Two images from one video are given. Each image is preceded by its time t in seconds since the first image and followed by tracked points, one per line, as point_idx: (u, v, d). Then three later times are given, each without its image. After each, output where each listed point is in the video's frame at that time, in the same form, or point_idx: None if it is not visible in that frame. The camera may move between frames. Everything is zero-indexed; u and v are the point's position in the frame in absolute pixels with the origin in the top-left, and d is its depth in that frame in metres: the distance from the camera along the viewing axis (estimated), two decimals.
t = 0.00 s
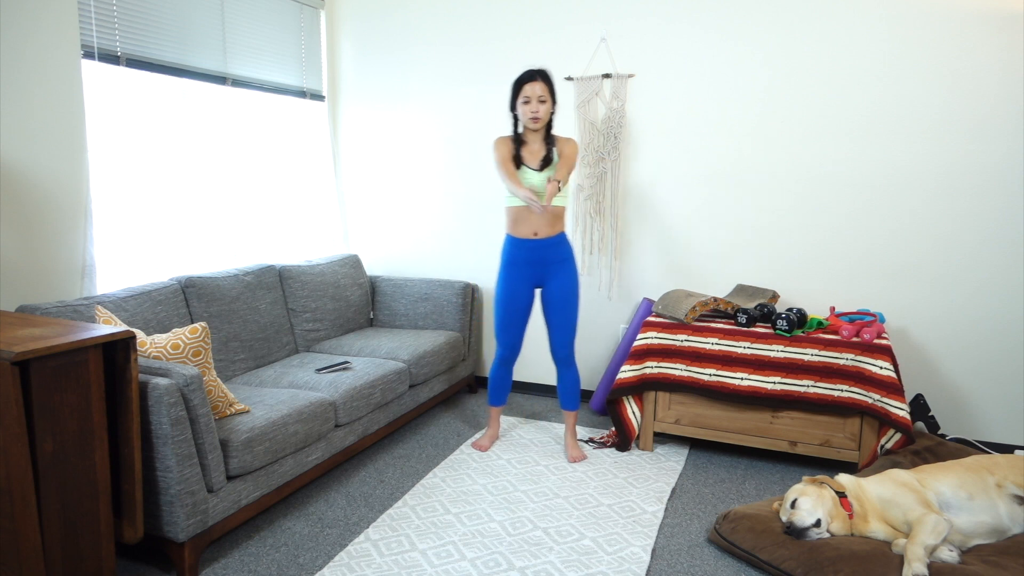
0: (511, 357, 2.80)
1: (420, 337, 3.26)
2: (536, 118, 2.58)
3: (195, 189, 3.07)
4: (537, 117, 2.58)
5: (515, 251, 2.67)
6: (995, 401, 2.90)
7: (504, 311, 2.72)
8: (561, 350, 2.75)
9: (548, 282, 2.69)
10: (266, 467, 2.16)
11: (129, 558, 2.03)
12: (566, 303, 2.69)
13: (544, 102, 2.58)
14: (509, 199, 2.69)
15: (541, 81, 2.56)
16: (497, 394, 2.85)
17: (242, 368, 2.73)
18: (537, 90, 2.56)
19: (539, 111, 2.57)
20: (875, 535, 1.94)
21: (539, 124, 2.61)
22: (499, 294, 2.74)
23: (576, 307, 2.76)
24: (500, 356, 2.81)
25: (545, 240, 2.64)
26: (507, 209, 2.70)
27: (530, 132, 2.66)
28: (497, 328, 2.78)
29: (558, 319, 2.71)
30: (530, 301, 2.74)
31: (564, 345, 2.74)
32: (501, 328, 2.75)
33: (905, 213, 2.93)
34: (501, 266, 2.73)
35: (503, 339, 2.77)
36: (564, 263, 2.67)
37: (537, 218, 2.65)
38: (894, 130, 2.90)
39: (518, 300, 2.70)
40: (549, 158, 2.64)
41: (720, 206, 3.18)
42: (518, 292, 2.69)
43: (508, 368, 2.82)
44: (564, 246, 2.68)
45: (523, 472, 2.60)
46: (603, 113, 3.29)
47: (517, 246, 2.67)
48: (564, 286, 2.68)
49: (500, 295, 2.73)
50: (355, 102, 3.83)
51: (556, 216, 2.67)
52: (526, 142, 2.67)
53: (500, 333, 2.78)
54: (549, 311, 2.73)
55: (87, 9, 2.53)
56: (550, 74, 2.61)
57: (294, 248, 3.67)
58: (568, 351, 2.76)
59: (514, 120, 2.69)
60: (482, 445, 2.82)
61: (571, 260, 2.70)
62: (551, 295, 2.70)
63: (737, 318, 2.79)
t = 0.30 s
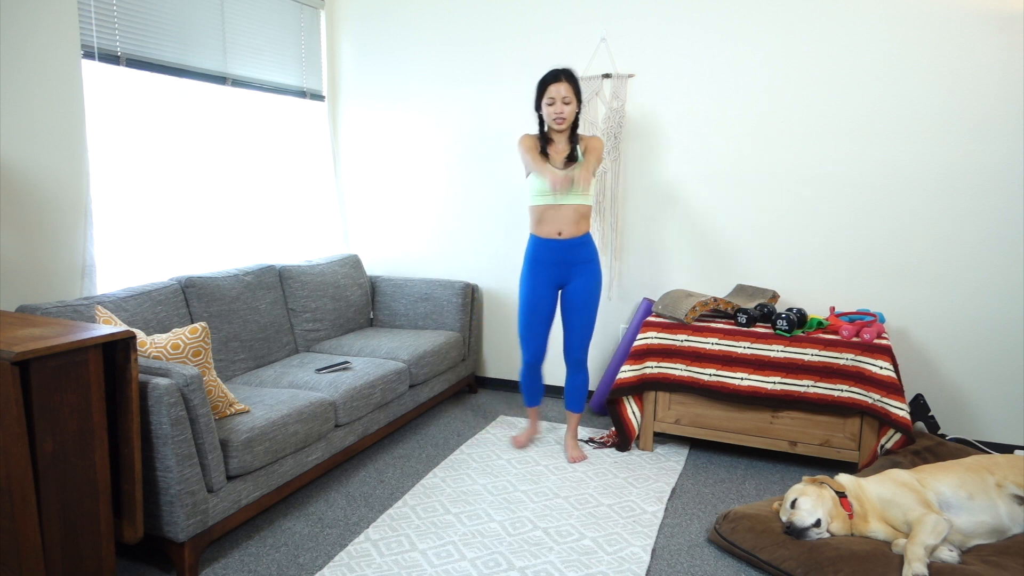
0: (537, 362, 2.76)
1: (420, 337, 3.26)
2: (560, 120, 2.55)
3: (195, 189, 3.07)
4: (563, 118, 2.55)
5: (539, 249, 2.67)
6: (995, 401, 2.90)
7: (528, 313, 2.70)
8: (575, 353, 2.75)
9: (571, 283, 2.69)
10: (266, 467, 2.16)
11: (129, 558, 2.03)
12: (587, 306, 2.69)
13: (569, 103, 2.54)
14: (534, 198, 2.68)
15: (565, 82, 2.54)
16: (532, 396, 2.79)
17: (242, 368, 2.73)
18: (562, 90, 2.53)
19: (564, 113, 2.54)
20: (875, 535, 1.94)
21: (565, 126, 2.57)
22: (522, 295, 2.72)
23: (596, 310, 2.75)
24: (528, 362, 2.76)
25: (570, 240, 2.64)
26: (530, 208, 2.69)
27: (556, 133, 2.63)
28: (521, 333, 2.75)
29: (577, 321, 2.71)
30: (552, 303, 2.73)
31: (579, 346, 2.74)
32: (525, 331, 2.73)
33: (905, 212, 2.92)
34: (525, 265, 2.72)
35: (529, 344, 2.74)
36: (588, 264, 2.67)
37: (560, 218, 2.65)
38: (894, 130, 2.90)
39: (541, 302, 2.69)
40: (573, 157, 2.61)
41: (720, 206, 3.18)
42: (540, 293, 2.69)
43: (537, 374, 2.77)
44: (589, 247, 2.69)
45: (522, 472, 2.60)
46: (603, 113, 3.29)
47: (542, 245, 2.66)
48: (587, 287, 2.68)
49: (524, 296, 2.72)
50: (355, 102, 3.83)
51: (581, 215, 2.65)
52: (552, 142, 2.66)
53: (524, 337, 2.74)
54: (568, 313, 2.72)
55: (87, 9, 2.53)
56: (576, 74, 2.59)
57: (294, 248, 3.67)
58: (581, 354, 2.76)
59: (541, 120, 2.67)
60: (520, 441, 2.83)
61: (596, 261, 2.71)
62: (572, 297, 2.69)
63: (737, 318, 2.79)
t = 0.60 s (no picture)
0: (548, 361, 2.77)
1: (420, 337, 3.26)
2: (564, 120, 2.58)
3: (195, 189, 3.07)
4: (566, 120, 2.58)
5: (542, 250, 2.67)
6: (995, 401, 2.90)
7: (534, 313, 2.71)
8: (576, 353, 2.76)
9: (574, 284, 2.68)
10: (266, 467, 2.16)
11: (128, 558, 2.03)
12: (590, 307, 2.68)
13: (572, 104, 2.57)
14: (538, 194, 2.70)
15: (569, 82, 2.55)
16: (546, 396, 2.83)
17: (242, 368, 2.73)
18: (566, 91, 2.55)
19: (568, 114, 2.57)
20: (875, 535, 1.94)
21: (569, 126, 2.61)
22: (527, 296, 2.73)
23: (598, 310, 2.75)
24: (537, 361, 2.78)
25: (573, 241, 2.63)
26: (535, 205, 2.71)
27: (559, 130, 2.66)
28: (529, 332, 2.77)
29: (580, 322, 2.71)
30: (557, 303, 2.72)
31: (581, 346, 2.74)
32: (533, 331, 2.74)
33: (905, 212, 2.93)
34: (529, 265, 2.73)
35: (537, 343, 2.75)
36: (592, 266, 2.66)
37: (563, 217, 2.64)
38: (894, 130, 2.90)
39: (546, 303, 2.69)
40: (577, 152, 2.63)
41: (721, 206, 3.18)
42: (543, 293, 2.69)
43: (548, 372, 2.79)
44: (593, 248, 2.67)
45: (522, 472, 2.60)
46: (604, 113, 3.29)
47: (545, 246, 2.67)
48: (590, 288, 2.67)
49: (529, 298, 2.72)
50: (355, 102, 3.83)
51: (585, 214, 2.65)
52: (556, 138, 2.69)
53: (534, 337, 2.75)
54: (571, 313, 2.71)
55: (87, 9, 2.53)
56: (580, 73, 2.60)
57: (294, 248, 3.67)
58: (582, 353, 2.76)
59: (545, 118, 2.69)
60: (537, 443, 2.82)
61: (600, 263, 2.70)
62: (575, 298, 2.69)
63: (737, 318, 2.79)
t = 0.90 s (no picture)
0: (514, 357, 2.78)
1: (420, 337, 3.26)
2: (551, 121, 2.58)
3: (195, 189, 3.07)
4: (553, 121, 2.57)
5: (530, 251, 2.66)
6: (995, 401, 2.90)
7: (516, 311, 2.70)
8: (570, 353, 2.76)
9: (563, 284, 2.68)
10: (266, 467, 2.16)
11: (129, 558, 2.03)
12: (580, 307, 2.68)
13: (559, 105, 2.56)
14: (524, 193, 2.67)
15: (555, 82, 2.55)
16: (497, 393, 2.84)
17: (242, 368, 2.73)
18: (552, 92, 2.54)
19: (554, 115, 2.56)
20: (875, 535, 1.94)
21: (556, 127, 2.60)
22: (511, 294, 2.72)
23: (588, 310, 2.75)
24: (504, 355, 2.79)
25: (561, 243, 2.63)
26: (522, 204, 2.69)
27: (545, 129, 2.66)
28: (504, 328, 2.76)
29: (569, 323, 2.71)
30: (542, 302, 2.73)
31: (572, 346, 2.74)
32: (509, 329, 2.73)
33: (905, 212, 2.92)
34: (517, 265, 2.72)
35: (511, 340, 2.75)
36: (580, 267, 2.66)
37: (549, 217, 2.63)
38: (894, 130, 2.90)
39: (528, 303, 2.69)
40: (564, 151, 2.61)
41: (721, 205, 3.18)
42: (530, 293, 2.68)
43: (513, 367, 2.80)
44: (581, 249, 2.67)
45: (522, 472, 2.60)
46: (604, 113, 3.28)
47: (534, 245, 2.66)
48: (578, 289, 2.67)
49: (512, 296, 2.72)
50: (355, 101, 3.83)
51: (572, 212, 2.64)
52: (542, 137, 2.68)
53: (507, 333, 2.75)
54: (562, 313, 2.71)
55: (87, 9, 2.53)
56: (567, 74, 2.60)
57: (294, 248, 3.67)
58: (576, 353, 2.76)
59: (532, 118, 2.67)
60: (480, 445, 2.81)
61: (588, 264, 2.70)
62: (564, 298, 2.68)
63: (737, 318, 2.79)
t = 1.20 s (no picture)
0: (496, 356, 2.80)
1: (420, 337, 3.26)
2: (520, 122, 2.58)
3: (195, 189, 3.07)
4: (523, 121, 2.57)
5: (494, 251, 2.68)
6: (995, 401, 2.90)
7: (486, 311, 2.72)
8: (548, 351, 2.75)
9: (528, 283, 2.68)
10: (266, 467, 2.16)
11: (129, 558, 2.03)
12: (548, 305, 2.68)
13: (528, 106, 2.56)
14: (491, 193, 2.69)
15: (524, 83, 2.55)
16: (490, 395, 2.83)
17: (242, 368, 2.73)
18: (522, 93, 2.54)
19: (524, 115, 2.56)
20: (875, 535, 1.94)
21: (525, 127, 2.61)
22: (480, 294, 2.74)
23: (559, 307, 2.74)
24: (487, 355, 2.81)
25: (523, 242, 2.64)
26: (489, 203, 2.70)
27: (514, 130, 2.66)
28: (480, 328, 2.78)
29: (539, 321, 2.71)
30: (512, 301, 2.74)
31: (549, 344, 2.74)
32: (484, 327, 2.75)
33: (905, 212, 2.92)
34: (482, 266, 2.73)
35: (488, 338, 2.77)
36: (544, 265, 2.66)
37: (515, 217, 2.64)
38: (894, 130, 2.90)
39: (497, 303, 2.70)
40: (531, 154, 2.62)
41: (721, 205, 3.18)
42: (498, 292, 2.69)
43: (498, 367, 2.81)
44: (545, 248, 2.68)
45: (523, 472, 2.60)
46: (603, 113, 3.28)
47: (498, 245, 2.67)
48: (544, 287, 2.67)
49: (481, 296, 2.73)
50: (355, 101, 3.83)
51: (537, 215, 2.65)
52: (511, 138, 2.68)
53: (484, 332, 2.77)
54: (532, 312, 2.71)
55: (87, 9, 2.53)
56: (536, 75, 2.60)
57: (294, 248, 3.67)
58: (554, 350, 2.76)
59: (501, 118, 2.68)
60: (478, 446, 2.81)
61: (552, 262, 2.70)
62: (531, 297, 2.69)
63: (737, 318, 2.79)
